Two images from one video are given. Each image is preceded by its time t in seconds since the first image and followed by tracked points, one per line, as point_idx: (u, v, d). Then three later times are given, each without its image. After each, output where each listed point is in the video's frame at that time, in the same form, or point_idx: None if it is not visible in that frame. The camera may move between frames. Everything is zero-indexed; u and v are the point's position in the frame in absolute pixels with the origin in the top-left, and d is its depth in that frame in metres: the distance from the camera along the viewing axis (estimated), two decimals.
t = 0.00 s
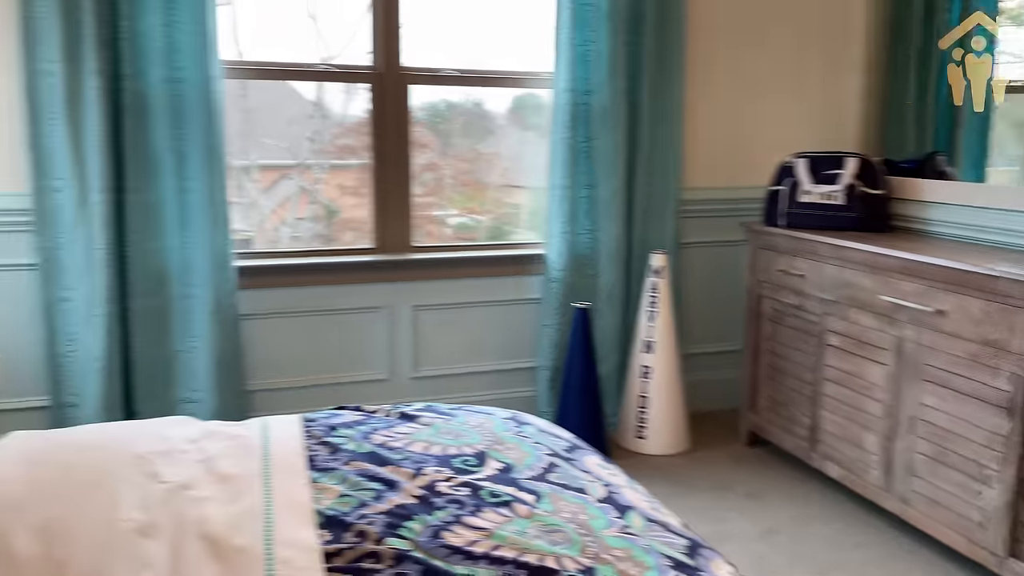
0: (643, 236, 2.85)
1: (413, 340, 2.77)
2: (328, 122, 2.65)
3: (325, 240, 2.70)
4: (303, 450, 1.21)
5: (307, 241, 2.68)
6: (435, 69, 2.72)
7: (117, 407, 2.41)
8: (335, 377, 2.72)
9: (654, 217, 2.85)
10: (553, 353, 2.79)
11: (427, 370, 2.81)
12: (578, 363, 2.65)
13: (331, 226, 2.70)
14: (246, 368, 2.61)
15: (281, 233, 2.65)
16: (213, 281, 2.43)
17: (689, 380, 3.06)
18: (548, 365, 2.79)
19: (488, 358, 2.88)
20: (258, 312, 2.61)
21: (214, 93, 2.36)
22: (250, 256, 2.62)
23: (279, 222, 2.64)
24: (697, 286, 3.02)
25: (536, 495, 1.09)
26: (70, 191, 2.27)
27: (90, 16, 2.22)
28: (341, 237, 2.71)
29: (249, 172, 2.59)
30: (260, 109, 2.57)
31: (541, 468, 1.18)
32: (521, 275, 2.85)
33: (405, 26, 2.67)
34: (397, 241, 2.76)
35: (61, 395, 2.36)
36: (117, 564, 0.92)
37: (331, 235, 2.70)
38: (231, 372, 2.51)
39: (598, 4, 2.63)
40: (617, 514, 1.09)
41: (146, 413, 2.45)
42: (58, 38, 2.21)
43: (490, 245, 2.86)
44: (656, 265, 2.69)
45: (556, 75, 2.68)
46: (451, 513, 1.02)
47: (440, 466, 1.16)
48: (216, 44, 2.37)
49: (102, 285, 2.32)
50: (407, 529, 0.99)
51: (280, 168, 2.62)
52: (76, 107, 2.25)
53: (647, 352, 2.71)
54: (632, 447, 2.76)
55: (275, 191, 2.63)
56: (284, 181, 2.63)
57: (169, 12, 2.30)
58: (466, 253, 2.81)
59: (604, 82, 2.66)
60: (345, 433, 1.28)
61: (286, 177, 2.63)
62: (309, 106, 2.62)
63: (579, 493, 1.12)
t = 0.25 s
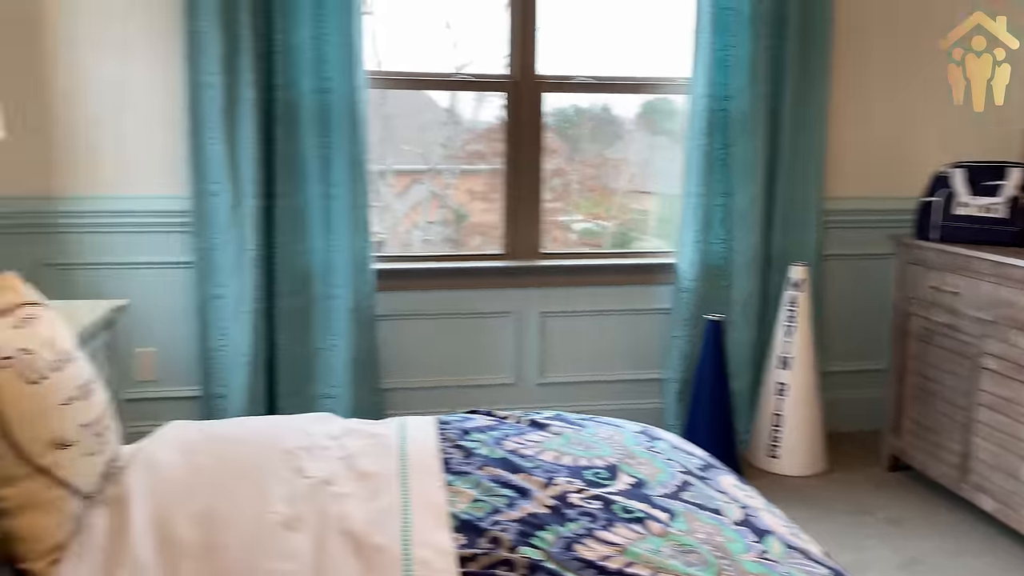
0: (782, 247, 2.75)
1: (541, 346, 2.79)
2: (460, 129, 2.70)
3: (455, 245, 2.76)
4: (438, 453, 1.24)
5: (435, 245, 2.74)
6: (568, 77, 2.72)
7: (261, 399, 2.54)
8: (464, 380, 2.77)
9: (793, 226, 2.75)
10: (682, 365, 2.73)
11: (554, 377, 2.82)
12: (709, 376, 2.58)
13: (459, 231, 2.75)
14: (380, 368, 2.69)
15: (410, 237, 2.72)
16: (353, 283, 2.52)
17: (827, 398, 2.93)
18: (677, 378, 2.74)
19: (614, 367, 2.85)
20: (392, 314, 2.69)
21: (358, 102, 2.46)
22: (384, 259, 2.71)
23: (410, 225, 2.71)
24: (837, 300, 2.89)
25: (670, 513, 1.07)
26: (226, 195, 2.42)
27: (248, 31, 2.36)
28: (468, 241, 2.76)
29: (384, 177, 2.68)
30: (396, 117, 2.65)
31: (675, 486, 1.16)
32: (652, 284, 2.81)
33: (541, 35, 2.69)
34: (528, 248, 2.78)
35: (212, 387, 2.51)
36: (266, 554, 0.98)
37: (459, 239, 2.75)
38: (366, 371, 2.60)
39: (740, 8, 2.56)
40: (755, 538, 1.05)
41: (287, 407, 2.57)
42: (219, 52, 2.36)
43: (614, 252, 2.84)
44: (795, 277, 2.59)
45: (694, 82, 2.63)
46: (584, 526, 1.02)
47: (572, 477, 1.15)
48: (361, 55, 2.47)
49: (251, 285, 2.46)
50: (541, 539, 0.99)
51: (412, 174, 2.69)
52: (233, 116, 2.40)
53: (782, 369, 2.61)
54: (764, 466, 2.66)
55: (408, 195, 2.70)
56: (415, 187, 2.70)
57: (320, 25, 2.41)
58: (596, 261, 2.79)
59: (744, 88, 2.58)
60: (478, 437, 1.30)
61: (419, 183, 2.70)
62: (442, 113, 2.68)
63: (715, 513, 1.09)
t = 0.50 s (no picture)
0: (951, 262, 2.58)
1: (683, 356, 2.75)
2: (602, 134, 2.71)
3: (594, 251, 2.77)
4: (583, 458, 1.25)
5: (573, 250, 2.76)
6: (719, 82, 2.67)
7: (409, 395, 2.64)
8: (605, 387, 2.77)
9: (964, 240, 2.57)
10: (835, 382, 2.61)
11: (696, 387, 2.77)
12: (864, 395, 2.46)
13: (597, 237, 2.76)
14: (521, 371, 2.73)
15: (549, 241, 2.75)
16: (499, 285, 2.58)
17: (996, 425, 2.72)
18: (828, 396, 2.63)
19: (760, 380, 2.77)
20: (536, 317, 2.73)
21: (510, 109, 2.51)
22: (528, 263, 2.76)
23: (549, 229, 2.75)
24: (1011, 319, 2.68)
25: (824, 535, 1.03)
26: (383, 198, 2.53)
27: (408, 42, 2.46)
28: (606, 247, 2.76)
29: (526, 182, 2.72)
30: (540, 123, 2.70)
31: (829, 507, 1.11)
32: (803, 297, 2.71)
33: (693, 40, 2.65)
34: (674, 256, 2.75)
35: (364, 381, 2.63)
36: (420, 543, 1.03)
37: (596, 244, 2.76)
38: (508, 373, 2.65)
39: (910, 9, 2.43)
40: (917, 568, 1.00)
41: (432, 404, 2.65)
42: (381, 62, 2.47)
43: (760, 262, 2.76)
44: (965, 293, 2.42)
45: (856, 86, 2.51)
46: (732, 541, 1.00)
47: (720, 491, 1.13)
48: (514, 64, 2.52)
49: (404, 286, 2.57)
50: (687, 551, 0.99)
51: (553, 179, 2.73)
52: (392, 123, 2.51)
53: (947, 391, 2.45)
54: (923, 494, 2.51)
55: (548, 200, 2.74)
56: (556, 192, 2.73)
57: (475, 35, 2.48)
58: (744, 271, 2.73)
59: (913, 92, 2.45)
60: (623, 445, 1.30)
61: (560, 188, 2.73)
62: (586, 118, 2.70)
63: (873, 539, 1.04)
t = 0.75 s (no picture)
0: None
1: (846, 372, 2.64)
2: (759, 138, 2.64)
3: (748, 259, 2.71)
4: (744, 471, 1.24)
5: (724, 258, 2.72)
6: (893, 86, 2.55)
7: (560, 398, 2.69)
8: (762, 400, 2.71)
9: None
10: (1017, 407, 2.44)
11: (859, 405, 2.66)
12: None
13: (751, 245, 2.71)
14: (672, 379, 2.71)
15: (699, 247, 2.73)
16: (651, 291, 2.58)
17: None
18: (1011, 422, 2.45)
19: (930, 401, 2.62)
20: (691, 326, 2.71)
21: (669, 116, 2.51)
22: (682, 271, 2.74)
23: (701, 235, 2.72)
24: None
25: (1006, 567, 0.98)
26: (540, 203, 2.59)
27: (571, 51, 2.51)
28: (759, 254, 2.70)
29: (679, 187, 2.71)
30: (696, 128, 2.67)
31: (1011, 539, 1.06)
32: (982, 315, 2.55)
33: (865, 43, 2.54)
34: (839, 267, 2.65)
35: (515, 381, 2.69)
36: (583, 540, 1.06)
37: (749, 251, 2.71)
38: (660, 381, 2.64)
39: None
40: None
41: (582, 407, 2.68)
42: (543, 71, 2.54)
43: (932, 275, 2.63)
44: None
45: None
46: (903, 565, 0.98)
47: (890, 513, 1.10)
48: (677, 70, 2.51)
49: (557, 289, 2.63)
50: (854, 570, 0.97)
51: (707, 185, 2.69)
52: (551, 130, 2.57)
53: None
54: None
55: (700, 205, 2.70)
56: (710, 198, 2.70)
57: (638, 42, 2.48)
58: (916, 285, 2.59)
59: None
60: (786, 460, 1.28)
61: (712, 193, 2.69)
62: (742, 121, 2.64)
63: None
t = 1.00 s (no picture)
0: None
1: None
2: (937, 142, 2.51)
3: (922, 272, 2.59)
4: (925, 493, 1.20)
5: (896, 270, 2.61)
6: None
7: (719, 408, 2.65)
8: (938, 423, 2.56)
9: None
10: None
11: None
12: None
13: (925, 256, 2.58)
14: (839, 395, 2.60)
15: (868, 258, 2.63)
16: (820, 303, 2.49)
17: None
18: None
19: None
20: (861, 340, 2.60)
21: (846, 121, 2.42)
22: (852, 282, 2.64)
23: (868, 245, 2.63)
24: None
25: None
26: (705, 211, 2.58)
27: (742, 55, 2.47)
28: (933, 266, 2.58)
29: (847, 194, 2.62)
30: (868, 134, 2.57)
31: None
32: None
33: None
34: None
35: (673, 388, 2.70)
36: (755, 551, 1.07)
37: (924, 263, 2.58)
38: (826, 396, 2.55)
39: None
40: None
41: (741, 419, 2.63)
42: (713, 77, 2.52)
43: None
44: None
45: None
46: None
47: None
48: (855, 73, 2.42)
49: (720, 298, 2.59)
50: None
51: (877, 193, 2.60)
52: (719, 136, 2.54)
53: None
54: None
55: (870, 213, 2.61)
56: (880, 206, 2.60)
57: (814, 45, 2.41)
58: None
59: None
60: (972, 485, 1.23)
61: (881, 202, 2.60)
62: (920, 125, 2.51)
63: None
